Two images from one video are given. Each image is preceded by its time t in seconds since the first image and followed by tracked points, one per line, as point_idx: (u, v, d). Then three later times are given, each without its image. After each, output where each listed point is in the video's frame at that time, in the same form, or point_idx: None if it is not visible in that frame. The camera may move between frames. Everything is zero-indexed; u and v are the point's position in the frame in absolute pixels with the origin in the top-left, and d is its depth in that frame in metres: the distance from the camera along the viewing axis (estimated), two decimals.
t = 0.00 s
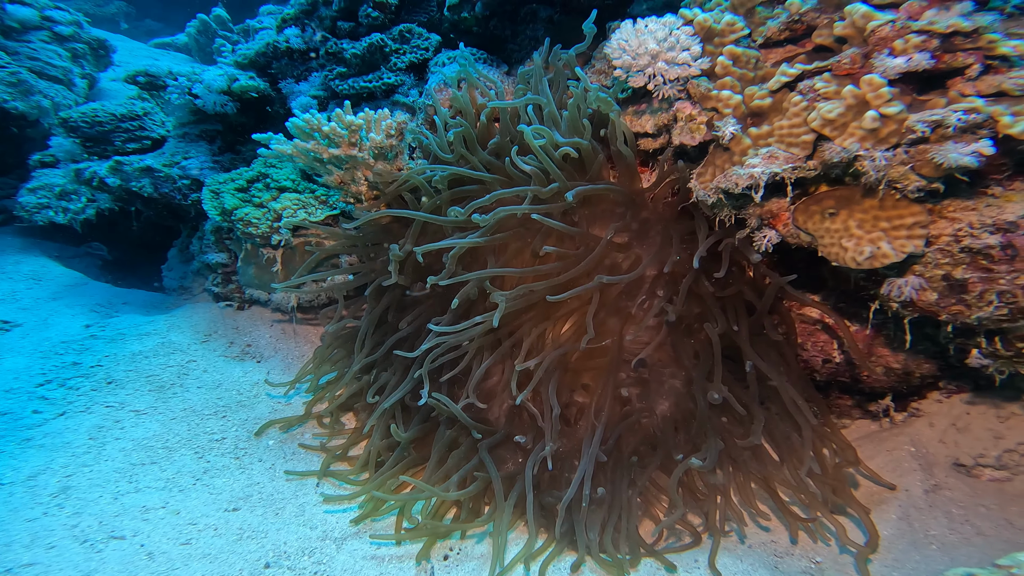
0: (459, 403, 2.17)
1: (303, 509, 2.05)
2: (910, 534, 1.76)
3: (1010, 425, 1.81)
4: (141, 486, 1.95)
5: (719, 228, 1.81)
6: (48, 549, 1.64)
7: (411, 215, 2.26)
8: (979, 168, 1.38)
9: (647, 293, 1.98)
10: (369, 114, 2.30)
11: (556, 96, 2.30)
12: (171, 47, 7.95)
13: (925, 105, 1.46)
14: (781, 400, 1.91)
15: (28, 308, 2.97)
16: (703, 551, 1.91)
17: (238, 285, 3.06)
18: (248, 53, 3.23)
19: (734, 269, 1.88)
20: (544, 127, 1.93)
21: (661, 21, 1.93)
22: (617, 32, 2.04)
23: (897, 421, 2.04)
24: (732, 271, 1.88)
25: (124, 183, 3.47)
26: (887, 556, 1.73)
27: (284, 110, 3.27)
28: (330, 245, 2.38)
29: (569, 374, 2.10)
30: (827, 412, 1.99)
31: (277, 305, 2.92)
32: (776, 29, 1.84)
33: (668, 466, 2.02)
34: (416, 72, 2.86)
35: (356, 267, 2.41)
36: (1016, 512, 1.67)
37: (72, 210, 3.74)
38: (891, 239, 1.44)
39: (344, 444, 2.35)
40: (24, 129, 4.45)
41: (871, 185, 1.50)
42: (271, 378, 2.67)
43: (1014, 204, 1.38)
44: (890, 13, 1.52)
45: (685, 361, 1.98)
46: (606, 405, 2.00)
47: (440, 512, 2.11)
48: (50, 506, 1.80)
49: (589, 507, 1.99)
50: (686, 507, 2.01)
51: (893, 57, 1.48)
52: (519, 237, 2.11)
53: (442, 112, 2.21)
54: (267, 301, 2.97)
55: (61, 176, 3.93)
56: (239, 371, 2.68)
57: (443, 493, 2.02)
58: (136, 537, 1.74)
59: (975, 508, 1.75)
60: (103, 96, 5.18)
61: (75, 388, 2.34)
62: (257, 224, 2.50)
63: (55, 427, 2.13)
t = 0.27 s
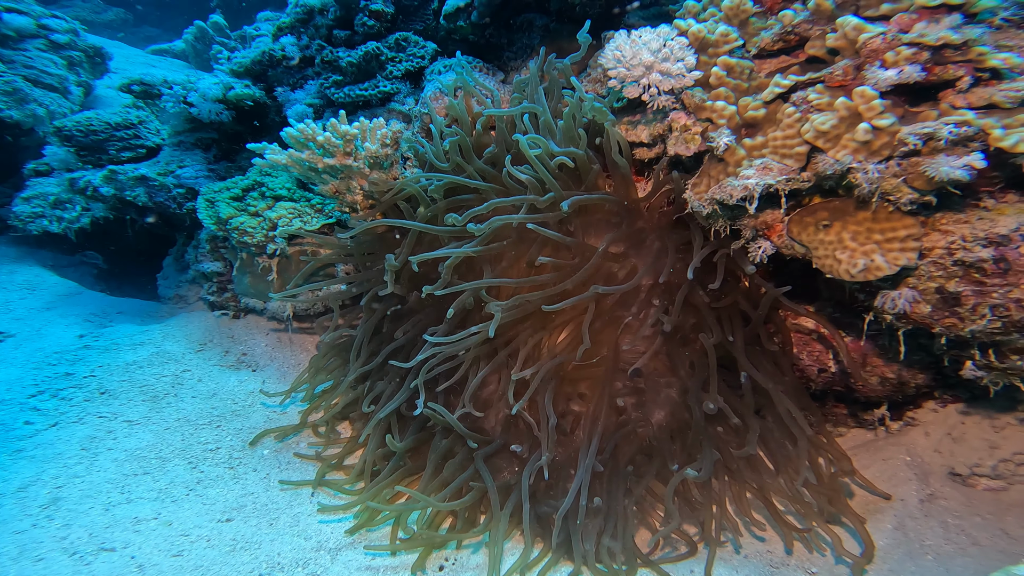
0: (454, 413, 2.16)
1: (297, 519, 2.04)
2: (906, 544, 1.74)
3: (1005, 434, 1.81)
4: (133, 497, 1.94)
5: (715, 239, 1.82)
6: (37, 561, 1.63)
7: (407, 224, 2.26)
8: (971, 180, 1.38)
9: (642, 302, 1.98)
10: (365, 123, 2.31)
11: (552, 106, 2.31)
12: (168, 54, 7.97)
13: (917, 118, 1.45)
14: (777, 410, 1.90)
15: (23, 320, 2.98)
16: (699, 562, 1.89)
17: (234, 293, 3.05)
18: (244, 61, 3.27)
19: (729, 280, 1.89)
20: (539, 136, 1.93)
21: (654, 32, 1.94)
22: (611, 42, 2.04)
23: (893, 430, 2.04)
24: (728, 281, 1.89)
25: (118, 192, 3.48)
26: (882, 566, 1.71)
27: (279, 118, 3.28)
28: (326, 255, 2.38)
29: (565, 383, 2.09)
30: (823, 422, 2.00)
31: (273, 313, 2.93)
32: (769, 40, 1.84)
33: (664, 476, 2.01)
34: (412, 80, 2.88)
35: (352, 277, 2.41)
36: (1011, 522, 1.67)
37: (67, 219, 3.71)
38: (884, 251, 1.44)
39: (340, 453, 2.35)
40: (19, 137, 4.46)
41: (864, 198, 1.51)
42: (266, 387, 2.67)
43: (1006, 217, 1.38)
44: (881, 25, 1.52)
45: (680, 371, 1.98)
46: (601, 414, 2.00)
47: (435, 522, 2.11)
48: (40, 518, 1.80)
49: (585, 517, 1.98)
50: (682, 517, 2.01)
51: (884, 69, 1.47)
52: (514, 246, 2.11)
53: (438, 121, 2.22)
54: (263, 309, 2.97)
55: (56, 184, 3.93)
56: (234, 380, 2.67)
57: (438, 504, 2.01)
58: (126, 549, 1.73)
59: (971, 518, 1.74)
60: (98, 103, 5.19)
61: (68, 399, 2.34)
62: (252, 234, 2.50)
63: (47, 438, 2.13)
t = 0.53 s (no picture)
0: (450, 418, 2.16)
1: (292, 523, 2.04)
2: (899, 547, 1.75)
3: (999, 437, 1.82)
4: (126, 501, 1.93)
5: (709, 244, 1.82)
6: (27, 565, 1.63)
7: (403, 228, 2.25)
8: (963, 186, 1.38)
9: (638, 307, 1.98)
10: (359, 127, 2.30)
11: (547, 109, 2.31)
12: (164, 54, 7.93)
13: (910, 123, 1.45)
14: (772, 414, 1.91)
15: (16, 323, 2.97)
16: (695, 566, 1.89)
17: (229, 296, 3.04)
18: (237, 62, 3.28)
19: (724, 285, 1.89)
20: (535, 141, 1.93)
21: (649, 35, 1.93)
22: (606, 45, 2.04)
23: (888, 433, 2.04)
24: (723, 286, 1.89)
25: (110, 195, 3.49)
26: (876, 569, 1.71)
27: (275, 119, 3.32)
28: (321, 258, 2.38)
29: (561, 388, 2.09)
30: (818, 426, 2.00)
31: (268, 316, 2.90)
32: (764, 44, 1.85)
33: (660, 480, 2.02)
34: (408, 82, 2.88)
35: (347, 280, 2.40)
36: (1004, 525, 1.68)
37: (61, 220, 3.69)
38: (878, 257, 1.44)
39: (336, 457, 2.34)
40: (12, 139, 4.44)
41: (858, 203, 1.51)
42: (262, 390, 2.66)
43: (999, 222, 1.38)
44: (874, 30, 1.52)
45: (676, 375, 1.99)
46: (597, 419, 2.00)
47: (431, 525, 2.10)
48: (32, 522, 1.79)
49: (581, 522, 1.98)
50: (677, 521, 2.01)
51: (877, 73, 1.47)
52: (510, 250, 2.11)
53: (433, 124, 2.21)
54: (259, 312, 2.96)
55: (49, 186, 3.91)
56: (229, 383, 2.66)
57: (433, 508, 2.01)
58: (118, 553, 1.72)
59: (964, 521, 1.75)
60: (92, 104, 5.16)
61: (61, 402, 2.33)
62: (246, 237, 2.49)
63: (39, 442, 2.12)
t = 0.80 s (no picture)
0: (445, 423, 2.15)
1: (284, 528, 2.02)
2: (890, 552, 1.75)
3: (991, 441, 1.83)
4: (115, 506, 1.92)
5: (703, 249, 1.82)
6: (13, 572, 1.61)
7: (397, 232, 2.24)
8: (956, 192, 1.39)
9: (633, 312, 1.99)
10: (353, 131, 2.30)
11: (542, 112, 2.30)
12: (157, 53, 7.87)
13: (903, 129, 1.45)
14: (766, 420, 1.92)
15: (6, 326, 2.95)
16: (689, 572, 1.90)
17: (222, 300, 3.03)
18: (230, 63, 3.27)
19: (719, 291, 1.90)
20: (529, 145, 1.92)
21: (644, 40, 1.94)
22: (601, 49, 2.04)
23: (882, 437, 2.04)
24: (717, 291, 1.90)
25: (102, 198, 3.47)
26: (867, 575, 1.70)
27: (269, 122, 3.31)
28: (314, 263, 2.37)
29: (556, 393, 2.09)
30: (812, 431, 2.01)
31: (263, 319, 2.92)
32: (758, 48, 1.84)
33: (654, 486, 2.02)
34: (402, 85, 2.87)
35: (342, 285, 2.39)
36: (995, 529, 1.70)
37: (51, 223, 3.66)
38: (870, 264, 1.45)
39: (330, 461, 2.33)
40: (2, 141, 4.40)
41: (851, 210, 1.51)
42: (255, 395, 2.65)
43: (990, 229, 1.38)
44: (867, 35, 1.53)
45: (670, 381, 1.99)
46: (592, 424, 2.00)
47: (425, 531, 2.10)
48: (18, 528, 1.77)
49: (576, 527, 1.97)
50: (672, 526, 2.01)
51: (870, 79, 1.47)
52: (505, 255, 2.10)
53: (427, 128, 2.20)
54: (253, 316, 2.95)
55: (39, 188, 3.87)
56: (222, 387, 2.65)
57: (427, 514, 2.00)
58: (106, 559, 1.71)
59: (955, 525, 1.77)
60: (84, 105, 5.13)
61: (50, 407, 2.31)
62: (240, 241, 2.48)
63: (28, 447, 2.10)
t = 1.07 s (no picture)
0: (440, 431, 2.14)
1: (276, 537, 2.01)
2: (883, 561, 1.76)
3: (982, 449, 1.84)
4: (103, 516, 1.91)
5: (698, 258, 1.83)
6: None
7: (392, 239, 2.24)
8: (948, 203, 1.39)
9: (627, 320, 1.99)
10: (347, 138, 2.29)
11: (536, 119, 2.30)
12: (150, 56, 7.84)
13: (894, 140, 1.46)
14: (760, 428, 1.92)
15: None
16: None
17: (216, 306, 3.01)
18: (224, 69, 3.26)
19: (713, 299, 1.91)
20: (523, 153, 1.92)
21: (638, 48, 1.94)
22: (595, 56, 2.02)
23: (875, 443, 2.05)
24: (711, 300, 1.91)
25: (93, 205, 3.47)
26: None
27: (262, 127, 3.31)
28: (307, 271, 2.37)
29: (551, 401, 2.09)
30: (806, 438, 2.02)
31: (257, 326, 2.92)
32: (751, 56, 1.86)
33: (649, 494, 2.02)
34: (397, 90, 2.86)
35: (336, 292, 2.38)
36: (985, 537, 1.71)
37: (41, 229, 3.62)
38: (863, 275, 1.45)
39: (323, 469, 2.32)
40: None
41: (843, 221, 1.52)
42: (249, 402, 2.63)
43: (981, 241, 1.39)
44: (858, 44, 1.53)
45: (665, 389, 2.00)
46: (587, 432, 2.00)
47: (419, 539, 2.09)
48: (4, 537, 1.76)
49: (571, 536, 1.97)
50: (666, 534, 2.02)
51: (861, 89, 1.47)
52: (499, 263, 2.10)
53: (421, 135, 2.18)
54: (247, 322, 2.94)
55: (29, 194, 3.84)
56: (215, 395, 2.63)
57: (421, 522, 2.00)
58: (93, 569, 1.69)
59: (947, 532, 1.78)
60: (76, 109, 5.10)
61: (39, 415, 2.29)
62: (232, 248, 2.47)
63: (16, 455, 2.08)
